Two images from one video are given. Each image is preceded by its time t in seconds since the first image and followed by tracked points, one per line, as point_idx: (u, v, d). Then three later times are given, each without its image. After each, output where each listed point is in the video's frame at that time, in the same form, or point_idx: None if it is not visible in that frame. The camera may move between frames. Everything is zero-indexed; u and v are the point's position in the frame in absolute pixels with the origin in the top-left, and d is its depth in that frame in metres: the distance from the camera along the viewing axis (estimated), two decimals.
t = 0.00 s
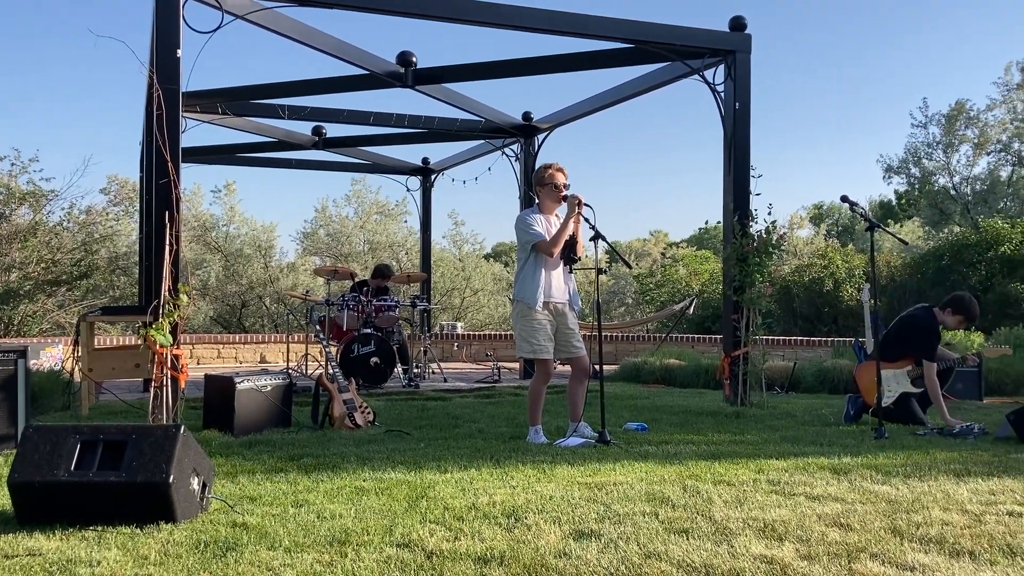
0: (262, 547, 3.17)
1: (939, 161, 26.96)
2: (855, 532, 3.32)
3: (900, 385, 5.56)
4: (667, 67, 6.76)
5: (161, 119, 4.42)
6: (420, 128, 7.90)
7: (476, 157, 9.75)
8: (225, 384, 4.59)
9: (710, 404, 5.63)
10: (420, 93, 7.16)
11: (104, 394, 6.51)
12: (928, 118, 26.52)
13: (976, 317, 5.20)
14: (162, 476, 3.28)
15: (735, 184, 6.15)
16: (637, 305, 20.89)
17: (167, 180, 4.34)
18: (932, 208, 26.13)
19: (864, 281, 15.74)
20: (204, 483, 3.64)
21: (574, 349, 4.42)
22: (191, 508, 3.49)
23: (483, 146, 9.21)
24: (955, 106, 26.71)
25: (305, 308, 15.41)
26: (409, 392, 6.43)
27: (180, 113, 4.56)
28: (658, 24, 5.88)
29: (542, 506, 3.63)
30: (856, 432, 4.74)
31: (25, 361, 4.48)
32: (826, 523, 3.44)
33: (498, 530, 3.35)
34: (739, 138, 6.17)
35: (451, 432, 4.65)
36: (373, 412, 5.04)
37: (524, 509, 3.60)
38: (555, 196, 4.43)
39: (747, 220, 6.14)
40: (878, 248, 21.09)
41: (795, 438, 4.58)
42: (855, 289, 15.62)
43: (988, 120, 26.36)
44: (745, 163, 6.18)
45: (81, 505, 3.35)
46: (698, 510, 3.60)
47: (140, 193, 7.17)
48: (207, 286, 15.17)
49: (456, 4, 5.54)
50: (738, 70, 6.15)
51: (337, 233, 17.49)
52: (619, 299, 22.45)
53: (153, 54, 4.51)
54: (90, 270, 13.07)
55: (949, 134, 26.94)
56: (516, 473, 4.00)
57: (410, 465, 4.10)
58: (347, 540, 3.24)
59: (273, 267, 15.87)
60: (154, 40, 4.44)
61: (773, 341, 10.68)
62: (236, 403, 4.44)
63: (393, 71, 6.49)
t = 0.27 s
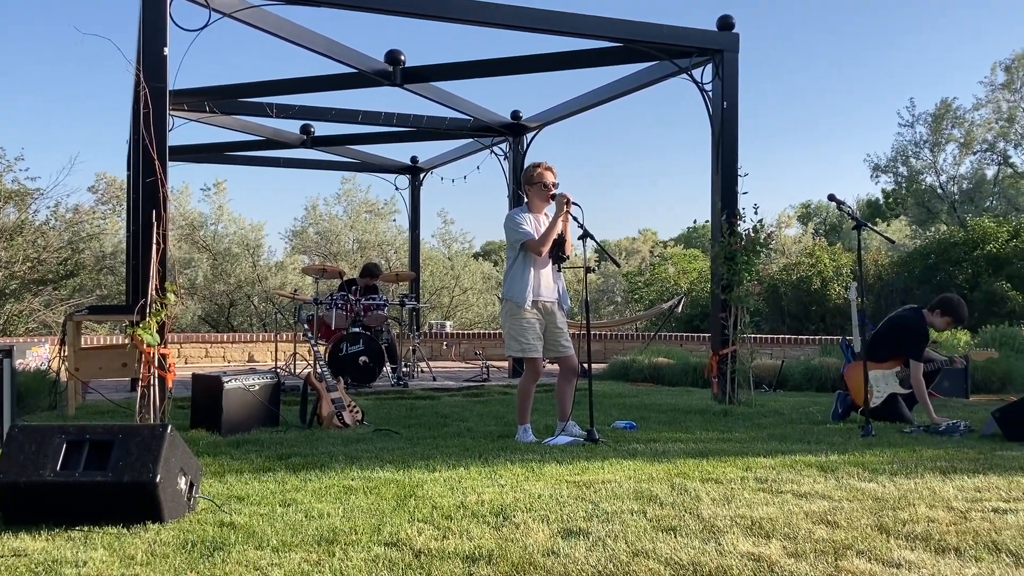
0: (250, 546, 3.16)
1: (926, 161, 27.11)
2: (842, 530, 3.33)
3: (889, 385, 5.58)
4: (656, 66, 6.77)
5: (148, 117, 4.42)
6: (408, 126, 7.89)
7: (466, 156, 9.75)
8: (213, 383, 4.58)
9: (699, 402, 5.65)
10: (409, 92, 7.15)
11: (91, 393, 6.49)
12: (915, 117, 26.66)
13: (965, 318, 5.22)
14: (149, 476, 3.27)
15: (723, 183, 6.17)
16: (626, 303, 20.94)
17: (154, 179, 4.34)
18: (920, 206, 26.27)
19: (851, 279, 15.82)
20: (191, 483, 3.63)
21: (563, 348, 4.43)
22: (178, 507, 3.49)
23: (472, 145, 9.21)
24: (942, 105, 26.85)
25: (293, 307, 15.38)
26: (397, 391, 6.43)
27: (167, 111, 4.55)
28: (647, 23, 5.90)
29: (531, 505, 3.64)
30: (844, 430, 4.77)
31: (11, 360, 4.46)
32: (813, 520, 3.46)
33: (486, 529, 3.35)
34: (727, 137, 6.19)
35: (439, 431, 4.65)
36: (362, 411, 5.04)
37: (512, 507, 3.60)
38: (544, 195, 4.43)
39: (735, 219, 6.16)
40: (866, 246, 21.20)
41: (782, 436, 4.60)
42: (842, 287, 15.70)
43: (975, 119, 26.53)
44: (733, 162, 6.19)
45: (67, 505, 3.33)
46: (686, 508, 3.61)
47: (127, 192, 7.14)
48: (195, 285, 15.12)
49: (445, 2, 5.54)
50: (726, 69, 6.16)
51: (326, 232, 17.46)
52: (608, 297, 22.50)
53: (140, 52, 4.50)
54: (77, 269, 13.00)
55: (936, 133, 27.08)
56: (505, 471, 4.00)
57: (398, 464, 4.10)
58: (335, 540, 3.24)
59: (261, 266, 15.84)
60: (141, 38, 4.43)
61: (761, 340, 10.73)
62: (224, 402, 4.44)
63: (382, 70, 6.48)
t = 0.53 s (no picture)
0: (239, 546, 3.15)
1: (915, 160, 27.25)
2: (831, 528, 3.35)
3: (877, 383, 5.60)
4: (646, 65, 6.79)
5: (137, 116, 4.40)
6: (398, 125, 7.88)
7: (456, 155, 9.74)
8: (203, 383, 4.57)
9: (688, 400, 5.67)
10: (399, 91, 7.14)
11: (79, 394, 6.47)
12: (904, 117, 26.80)
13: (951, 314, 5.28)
14: (138, 476, 3.25)
15: (713, 182, 6.18)
16: (616, 303, 20.99)
17: (143, 178, 4.33)
18: (909, 206, 26.39)
19: (840, 278, 15.90)
20: (181, 483, 3.62)
21: (554, 347, 4.43)
22: (168, 508, 3.47)
23: (462, 144, 9.21)
24: (931, 105, 26.99)
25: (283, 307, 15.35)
26: (388, 391, 6.43)
27: (156, 109, 4.53)
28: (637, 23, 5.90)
29: (520, 504, 3.64)
30: (833, 429, 4.79)
31: None
32: (802, 519, 3.47)
33: (477, 528, 3.35)
34: (717, 137, 6.21)
35: (430, 430, 4.65)
36: (352, 411, 5.03)
37: (503, 506, 3.61)
38: (534, 195, 4.43)
39: (724, 218, 6.18)
40: (855, 245, 21.30)
41: (772, 435, 4.62)
42: (832, 286, 15.78)
43: (963, 119, 26.67)
44: (723, 161, 6.21)
45: (56, 505, 3.32)
46: (676, 506, 3.62)
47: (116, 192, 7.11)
48: (184, 285, 15.08)
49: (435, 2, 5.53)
50: (715, 69, 6.18)
51: (316, 231, 17.43)
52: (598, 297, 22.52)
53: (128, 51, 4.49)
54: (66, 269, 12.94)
55: (925, 133, 27.21)
56: (495, 471, 4.01)
57: (389, 464, 4.10)
58: (325, 539, 3.24)
59: (251, 265, 15.81)
60: (129, 37, 4.41)
61: (751, 339, 10.77)
62: (214, 402, 4.42)
63: (372, 69, 6.47)
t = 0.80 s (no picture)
0: (231, 547, 3.15)
1: (906, 159, 27.38)
2: (822, 526, 3.36)
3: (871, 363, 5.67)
4: (637, 65, 6.80)
5: (127, 115, 4.39)
6: (389, 125, 7.87)
7: (448, 155, 9.73)
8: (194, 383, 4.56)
9: (679, 399, 5.69)
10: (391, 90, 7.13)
11: (68, 394, 6.44)
12: (895, 117, 26.91)
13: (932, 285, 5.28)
14: (128, 477, 3.24)
15: (704, 182, 6.20)
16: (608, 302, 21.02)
17: (133, 178, 4.31)
18: (899, 205, 26.49)
19: (831, 278, 15.95)
20: (172, 483, 3.61)
21: (547, 346, 4.44)
22: (159, 508, 3.46)
23: (454, 143, 9.20)
24: (921, 105, 27.12)
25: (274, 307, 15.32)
26: (380, 391, 6.43)
27: (147, 109, 4.52)
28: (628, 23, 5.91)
29: (512, 503, 3.65)
30: (824, 428, 4.81)
31: None
32: (793, 517, 3.48)
33: (468, 528, 3.35)
34: (709, 137, 6.22)
35: (421, 430, 4.65)
36: (344, 411, 5.02)
37: (494, 506, 3.61)
38: (526, 194, 4.44)
39: (715, 218, 6.19)
40: (845, 245, 21.38)
41: (763, 434, 4.64)
42: (822, 285, 15.84)
43: (953, 119, 26.79)
44: (714, 162, 6.22)
45: (45, 506, 3.30)
46: (668, 506, 3.63)
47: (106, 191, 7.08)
48: (175, 285, 15.03)
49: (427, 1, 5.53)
50: (707, 69, 6.19)
51: (307, 230, 17.39)
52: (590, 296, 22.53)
53: (118, 50, 4.47)
54: (55, 269, 12.88)
55: (916, 132, 27.31)
56: (487, 470, 4.01)
57: (380, 464, 4.09)
58: (316, 539, 3.23)
59: (242, 265, 15.77)
60: (119, 36, 4.40)
61: (742, 338, 10.81)
62: (205, 402, 4.42)
63: (363, 68, 6.46)
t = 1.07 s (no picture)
0: (223, 548, 3.14)
1: (898, 159, 27.47)
2: (814, 526, 3.37)
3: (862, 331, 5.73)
4: (630, 65, 6.81)
5: (118, 115, 4.38)
6: (382, 125, 7.86)
7: (440, 155, 9.73)
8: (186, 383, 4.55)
9: (671, 399, 5.70)
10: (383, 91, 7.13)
11: (59, 395, 6.43)
12: (887, 117, 27.02)
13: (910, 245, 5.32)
14: (120, 479, 3.22)
15: (696, 183, 6.21)
16: (601, 302, 21.05)
17: (124, 178, 4.31)
18: (890, 206, 26.60)
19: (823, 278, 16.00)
20: (164, 485, 3.60)
21: (540, 347, 4.44)
22: (150, 510, 3.45)
23: (446, 144, 9.20)
24: (913, 105, 27.22)
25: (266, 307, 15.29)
26: (372, 391, 6.42)
27: (138, 109, 4.52)
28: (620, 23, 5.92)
29: (505, 504, 3.64)
30: (815, 427, 4.82)
31: None
32: (785, 517, 3.49)
33: (461, 528, 3.35)
34: (700, 137, 6.23)
35: (414, 431, 4.65)
36: (337, 412, 5.02)
37: (487, 507, 3.61)
38: (519, 194, 4.44)
39: (707, 218, 6.21)
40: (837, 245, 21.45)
41: (755, 434, 4.65)
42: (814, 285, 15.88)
43: (944, 119, 26.90)
44: (706, 162, 6.24)
45: (36, 508, 3.29)
46: (661, 505, 3.64)
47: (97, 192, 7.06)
48: (167, 285, 14.99)
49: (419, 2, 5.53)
50: (698, 69, 6.20)
51: (299, 231, 17.36)
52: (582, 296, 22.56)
53: (109, 50, 4.46)
54: (46, 269, 12.83)
55: (908, 133, 27.41)
56: (480, 471, 4.01)
57: (373, 464, 4.09)
58: (309, 540, 3.23)
59: (234, 266, 15.74)
60: (110, 35, 4.39)
61: (734, 338, 10.84)
62: (197, 403, 4.41)
63: (355, 69, 6.45)
